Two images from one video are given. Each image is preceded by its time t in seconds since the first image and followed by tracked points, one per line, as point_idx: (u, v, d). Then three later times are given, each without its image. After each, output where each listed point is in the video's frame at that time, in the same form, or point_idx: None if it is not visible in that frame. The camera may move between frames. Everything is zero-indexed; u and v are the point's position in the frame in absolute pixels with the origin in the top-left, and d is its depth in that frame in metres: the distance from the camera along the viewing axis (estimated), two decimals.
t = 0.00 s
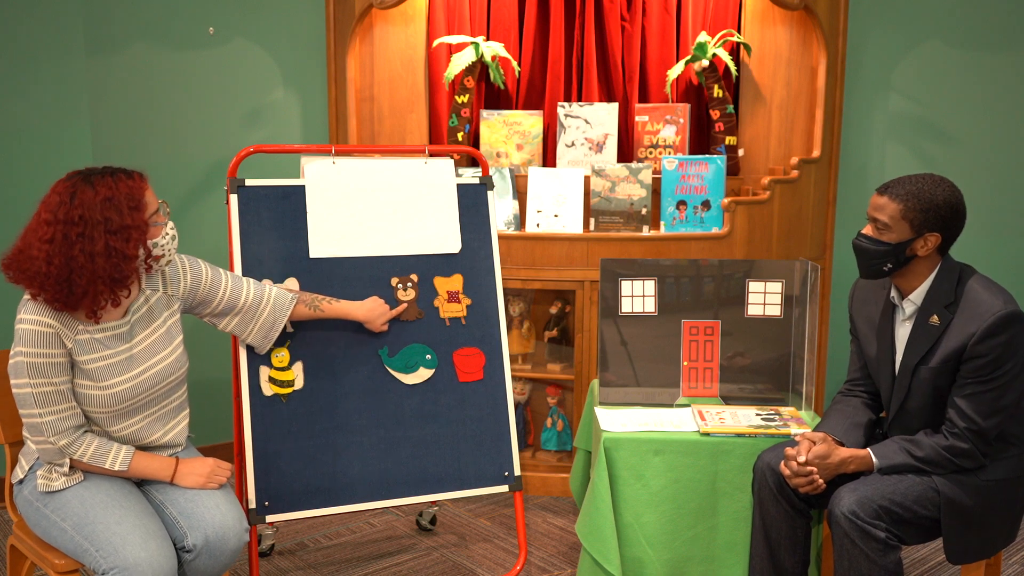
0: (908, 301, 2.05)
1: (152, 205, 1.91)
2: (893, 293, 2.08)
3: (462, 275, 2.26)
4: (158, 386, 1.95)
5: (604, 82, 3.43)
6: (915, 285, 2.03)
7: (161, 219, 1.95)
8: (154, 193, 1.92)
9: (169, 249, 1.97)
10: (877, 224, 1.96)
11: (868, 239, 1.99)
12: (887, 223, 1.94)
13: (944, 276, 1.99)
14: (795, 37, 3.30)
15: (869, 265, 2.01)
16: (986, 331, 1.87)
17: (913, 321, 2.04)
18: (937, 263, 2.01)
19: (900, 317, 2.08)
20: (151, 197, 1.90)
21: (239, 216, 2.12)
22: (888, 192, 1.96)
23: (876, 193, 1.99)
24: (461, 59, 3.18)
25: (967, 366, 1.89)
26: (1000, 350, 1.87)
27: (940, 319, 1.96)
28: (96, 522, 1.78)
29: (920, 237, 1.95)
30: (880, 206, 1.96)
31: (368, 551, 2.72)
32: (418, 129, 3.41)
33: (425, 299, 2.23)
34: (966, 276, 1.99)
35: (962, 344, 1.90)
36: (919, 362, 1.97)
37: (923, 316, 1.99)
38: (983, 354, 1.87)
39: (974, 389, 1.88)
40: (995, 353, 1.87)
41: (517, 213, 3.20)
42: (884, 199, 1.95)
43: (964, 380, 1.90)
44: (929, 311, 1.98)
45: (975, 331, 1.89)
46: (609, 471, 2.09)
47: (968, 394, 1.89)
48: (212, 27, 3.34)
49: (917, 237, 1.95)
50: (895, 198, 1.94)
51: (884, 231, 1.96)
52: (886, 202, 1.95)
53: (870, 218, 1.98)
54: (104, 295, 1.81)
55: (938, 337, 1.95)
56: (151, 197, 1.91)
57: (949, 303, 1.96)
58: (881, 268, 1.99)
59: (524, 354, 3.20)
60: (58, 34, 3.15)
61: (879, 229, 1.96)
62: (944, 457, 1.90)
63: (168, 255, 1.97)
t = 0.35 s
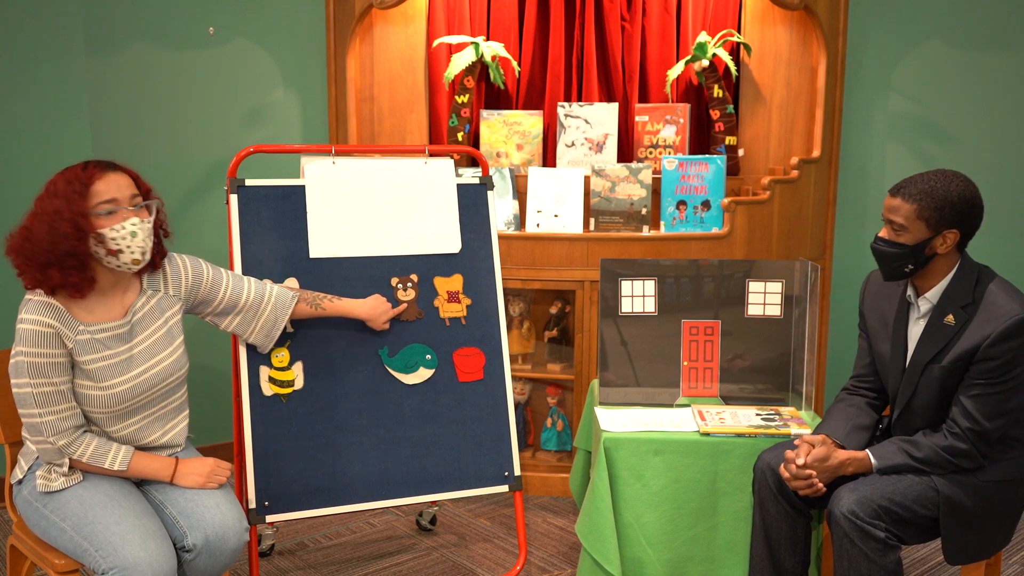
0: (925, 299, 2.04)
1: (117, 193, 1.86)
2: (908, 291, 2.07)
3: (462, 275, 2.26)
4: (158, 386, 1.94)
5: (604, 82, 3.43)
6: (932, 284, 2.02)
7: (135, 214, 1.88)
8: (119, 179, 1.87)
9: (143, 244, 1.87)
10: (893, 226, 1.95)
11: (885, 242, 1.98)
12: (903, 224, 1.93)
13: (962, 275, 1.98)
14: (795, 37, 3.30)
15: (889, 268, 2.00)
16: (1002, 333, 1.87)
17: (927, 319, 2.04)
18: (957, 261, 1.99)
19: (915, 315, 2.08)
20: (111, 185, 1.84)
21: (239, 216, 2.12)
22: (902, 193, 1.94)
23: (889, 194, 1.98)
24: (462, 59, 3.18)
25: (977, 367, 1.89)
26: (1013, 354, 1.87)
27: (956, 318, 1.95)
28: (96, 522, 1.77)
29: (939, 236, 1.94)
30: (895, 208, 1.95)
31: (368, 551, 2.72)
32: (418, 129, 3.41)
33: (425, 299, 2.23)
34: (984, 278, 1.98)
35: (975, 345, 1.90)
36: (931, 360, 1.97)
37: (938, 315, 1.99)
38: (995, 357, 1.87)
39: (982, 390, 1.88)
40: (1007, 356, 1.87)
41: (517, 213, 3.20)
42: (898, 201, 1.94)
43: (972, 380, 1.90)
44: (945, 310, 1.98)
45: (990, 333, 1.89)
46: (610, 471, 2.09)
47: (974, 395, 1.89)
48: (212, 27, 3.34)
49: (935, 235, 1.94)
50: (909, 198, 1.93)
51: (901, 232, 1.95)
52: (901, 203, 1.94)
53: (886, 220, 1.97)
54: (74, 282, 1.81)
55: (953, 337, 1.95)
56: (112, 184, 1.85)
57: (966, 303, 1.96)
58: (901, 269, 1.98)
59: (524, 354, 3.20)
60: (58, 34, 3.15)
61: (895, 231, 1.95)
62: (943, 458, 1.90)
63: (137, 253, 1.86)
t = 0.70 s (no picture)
0: (938, 295, 2.04)
1: (125, 184, 1.91)
2: (920, 287, 2.08)
3: (462, 275, 2.26)
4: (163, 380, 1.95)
5: (604, 82, 3.43)
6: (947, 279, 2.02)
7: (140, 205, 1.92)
8: (131, 171, 1.92)
9: (139, 232, 1.88)
10: (941, 206, 1.95)
11: (935, 223, 1.95)
12: (953, 203, 1.94)
13: (977, 271, 1.99)
14: (795, 37, 3.30)
15: (939, 251, 1.96)
16: (1014, 332, 1.87)
17: (939, 315, 2.04)
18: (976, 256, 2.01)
19: (925, 311, 2.08)
20: (119, 175, 1.90)
21: (239, 216, 2.13)
22: (941, 175, 1.97)
23: (922, 180, 2.00)
24: (461, 59, 3.18)
25: (988, 366, 1.89)
26: None
27: (969, 316, 1.96)
28: (98, 522, 1.78)
29: (978, 219, 1.97)
30: (940, 188, 1.96)
31: (368, 551, 2.72)
32: (418, 129, 3.42)
33: (425, 299, 2.23)
34: (996, 276, 1.99)
35: (986, 343, 1.91)
36: (942, 357, 1.97)
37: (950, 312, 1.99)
38: (1006, 356, 1.87)
39: (992, 390, 1.89)
40: (1018, 356, 1.87)
41: (517, 213, 3.20)
42: (941, 181, 1.96)
43: (982, 379, 1.90)
44: (958, 307, 1.98)
45: (1002, 331, 1.89)
46: (610, 471, 2.09)
47: (983, 393, 1.89)
48: (212, 27, 3.34)
49: (977, 219, 1.96)
50: (952, 178, 1.96)
51: (949, 212, 1.95)
52: (945, 182, 1.96)
53: (931, 202, 1.96)
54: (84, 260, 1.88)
55: (964, 335, 1.95)
56: (119, 175, 1.90)
57: (979, 300, 1.96)
58: (951, 252, 1.95)
59: (524, 354, 3.20)
60: (58, 34, 3.15)
61: (942, 211, 1.95)
62: (947, 457, 1.90)
63: (130, 240, 1.87)
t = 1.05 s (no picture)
0: (927, 295, 2.05)
1: (150, 185, 1.96)
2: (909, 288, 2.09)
3: (462, 275, 2.26)
4: (166, 383, 1.99)
5: (604, 82, 3.43)
6: (936, 278, 2.03)
7: (159, 207, 1.96)
8: (157, 174, 1.98)
9: (153, 232, 1.92)
10: (940, 204, 1.96)
11: (937, 219, 1.95)
12: (951, 202, 1.96)
13: (965, 269, 2.00)
14: (795, 37, 3.30)
15: (941, 248, 1.95)
16: (1006, 327, 1.88)
17: (930, 315, 2.04)
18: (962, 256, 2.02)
19: (915, 312, 2.08)
20: (146, 176, 1.96)
21: (239, 216, 2.13)
22: (936, 174, 1.99)
23: (913, 179, 2.01)
24: (461, 59, 3.18)
25: (981, 363, 1.90)
26: (1016, 348, 1.88)
27: (960, 314, 1.96)
28: (100, 520, 1.77)
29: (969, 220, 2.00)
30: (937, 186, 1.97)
31: (368, 551, 2.72)
32: (418, 129, 3.41)
33: (425, 299, 2.23)
34: (985, 272, 2.00)
35: (978, 340, 1.91)
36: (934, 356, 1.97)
37: (941, 312, 1.99)
38: (998, 351, 1.88)
39: (987, 386, 1.89)
40: (1010, 351, 1.88)
41: (517, 212, 3.20)
42: (939, 179, 1.98)
43: (976, 376, 1.90)
44: (949, 306, 1.98)
45: (993, 327, 1.90)
46: (610, 471, 2.09)
47: (978, 390, 1.89)
48: (212, 27, 3.34)
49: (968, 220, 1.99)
50: (948, 178, 1.98)
51: (948, 210, 1.96)
52: (943, 180, 1.97)
53: (930, 199, 1.97)
54: (100, 252, 1.92)
55: (956, 333, 1.95)
56: (147, 177, 1.96)
57: (969, 298, 1.97)
58: (951, 249, 1.95)
59: (524, 354, 3.20)
60: (58, 34, 3.15)
61: (942, 209, 1.96)
62: (947, 455, 1.90)
63: (144, 239, 1.91)
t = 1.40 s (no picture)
0: (920, 299, 2.04)
1: (154, 189, 1.97)
2: (903, 291, 2.08)
3: (462, 275, 2.26)
4: (173, 379, 1.99)
5: (604, 82, 3.43)
6: (928, 282, 2.03)
7: (164, 210, 1.97)
8: (163, 177, 1.99)
9: (157, 236, 1.93)
10: (914, 217, 1.95)
11: (908, 234, 1.95)
12: (924, 214, 1.94)
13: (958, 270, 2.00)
14: (795, 37, 3.30)
15: (914, 262, 1.97)
16: (1000, 328, 1.87)
17: (924, 318, 2.03)
18: (954, 257, 2.01)
19: (910, 315, 2.08)
20: (151, 180, 1.97)
21: (239, 216, 2.13)
22: (911, 184, 1.97)
23: (893, 188, 2.00)
24: (461, 59, 3.18)
25: (976, 364, 1.90)
26: (1012, 349, 1.87)
27: (953, 316, 1.96)
28: (101, 520, 1.78)
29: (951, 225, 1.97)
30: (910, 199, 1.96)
31: (368, 551, 2.72)
32: (418, 129, 3.41)
33: (425, 299, 2.23)
34: (978, 273, 2.00)
35: (973, 341, 1.91)
36: (930, 358, 1.97)
37: (936, 313, 1.99)
38: (993, 352, 1.87)
39: (983, 387, 1.89)
40: (1006, 352, 1.87)
41: (517, 213, 3.20)
42: (912, 191, 1.96)
43: (972, 377, 1.90)
44: (943, 308, 1.98)
45: (987, 329, 1.89)
46: (610, 471, 2.09)
47: (975, 392, 1.89)
48: (213, 27, 3.34)
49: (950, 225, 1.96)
50: (922, 187, 1.95)
51: (921, 222, 1.95)
52: (916, 193, 1.95)
53: (903, 212, 1.97)
54: (107, 249, 1.95)
55: (951, 334, 1.95)
56: (152, 181, 1.97)
57: (963, 300, 1.97)
58: (925, 261, 1.96)
59: (524, 354, 3.20)
60: (58, 34, 3.15)
61: (914, 221, 1.96)
62: (945, 456, 1.90)
63: (147, 243, 1.93)
